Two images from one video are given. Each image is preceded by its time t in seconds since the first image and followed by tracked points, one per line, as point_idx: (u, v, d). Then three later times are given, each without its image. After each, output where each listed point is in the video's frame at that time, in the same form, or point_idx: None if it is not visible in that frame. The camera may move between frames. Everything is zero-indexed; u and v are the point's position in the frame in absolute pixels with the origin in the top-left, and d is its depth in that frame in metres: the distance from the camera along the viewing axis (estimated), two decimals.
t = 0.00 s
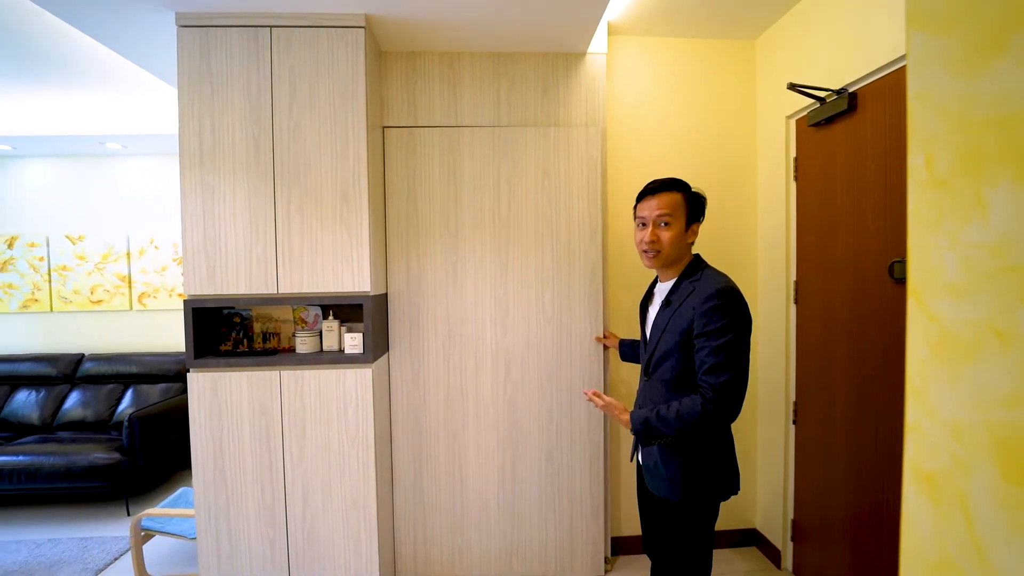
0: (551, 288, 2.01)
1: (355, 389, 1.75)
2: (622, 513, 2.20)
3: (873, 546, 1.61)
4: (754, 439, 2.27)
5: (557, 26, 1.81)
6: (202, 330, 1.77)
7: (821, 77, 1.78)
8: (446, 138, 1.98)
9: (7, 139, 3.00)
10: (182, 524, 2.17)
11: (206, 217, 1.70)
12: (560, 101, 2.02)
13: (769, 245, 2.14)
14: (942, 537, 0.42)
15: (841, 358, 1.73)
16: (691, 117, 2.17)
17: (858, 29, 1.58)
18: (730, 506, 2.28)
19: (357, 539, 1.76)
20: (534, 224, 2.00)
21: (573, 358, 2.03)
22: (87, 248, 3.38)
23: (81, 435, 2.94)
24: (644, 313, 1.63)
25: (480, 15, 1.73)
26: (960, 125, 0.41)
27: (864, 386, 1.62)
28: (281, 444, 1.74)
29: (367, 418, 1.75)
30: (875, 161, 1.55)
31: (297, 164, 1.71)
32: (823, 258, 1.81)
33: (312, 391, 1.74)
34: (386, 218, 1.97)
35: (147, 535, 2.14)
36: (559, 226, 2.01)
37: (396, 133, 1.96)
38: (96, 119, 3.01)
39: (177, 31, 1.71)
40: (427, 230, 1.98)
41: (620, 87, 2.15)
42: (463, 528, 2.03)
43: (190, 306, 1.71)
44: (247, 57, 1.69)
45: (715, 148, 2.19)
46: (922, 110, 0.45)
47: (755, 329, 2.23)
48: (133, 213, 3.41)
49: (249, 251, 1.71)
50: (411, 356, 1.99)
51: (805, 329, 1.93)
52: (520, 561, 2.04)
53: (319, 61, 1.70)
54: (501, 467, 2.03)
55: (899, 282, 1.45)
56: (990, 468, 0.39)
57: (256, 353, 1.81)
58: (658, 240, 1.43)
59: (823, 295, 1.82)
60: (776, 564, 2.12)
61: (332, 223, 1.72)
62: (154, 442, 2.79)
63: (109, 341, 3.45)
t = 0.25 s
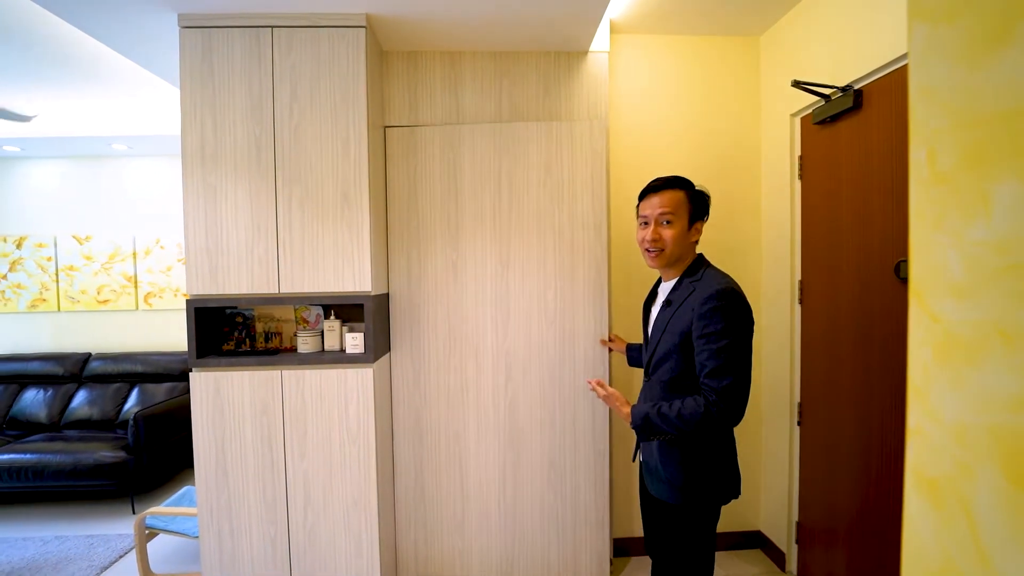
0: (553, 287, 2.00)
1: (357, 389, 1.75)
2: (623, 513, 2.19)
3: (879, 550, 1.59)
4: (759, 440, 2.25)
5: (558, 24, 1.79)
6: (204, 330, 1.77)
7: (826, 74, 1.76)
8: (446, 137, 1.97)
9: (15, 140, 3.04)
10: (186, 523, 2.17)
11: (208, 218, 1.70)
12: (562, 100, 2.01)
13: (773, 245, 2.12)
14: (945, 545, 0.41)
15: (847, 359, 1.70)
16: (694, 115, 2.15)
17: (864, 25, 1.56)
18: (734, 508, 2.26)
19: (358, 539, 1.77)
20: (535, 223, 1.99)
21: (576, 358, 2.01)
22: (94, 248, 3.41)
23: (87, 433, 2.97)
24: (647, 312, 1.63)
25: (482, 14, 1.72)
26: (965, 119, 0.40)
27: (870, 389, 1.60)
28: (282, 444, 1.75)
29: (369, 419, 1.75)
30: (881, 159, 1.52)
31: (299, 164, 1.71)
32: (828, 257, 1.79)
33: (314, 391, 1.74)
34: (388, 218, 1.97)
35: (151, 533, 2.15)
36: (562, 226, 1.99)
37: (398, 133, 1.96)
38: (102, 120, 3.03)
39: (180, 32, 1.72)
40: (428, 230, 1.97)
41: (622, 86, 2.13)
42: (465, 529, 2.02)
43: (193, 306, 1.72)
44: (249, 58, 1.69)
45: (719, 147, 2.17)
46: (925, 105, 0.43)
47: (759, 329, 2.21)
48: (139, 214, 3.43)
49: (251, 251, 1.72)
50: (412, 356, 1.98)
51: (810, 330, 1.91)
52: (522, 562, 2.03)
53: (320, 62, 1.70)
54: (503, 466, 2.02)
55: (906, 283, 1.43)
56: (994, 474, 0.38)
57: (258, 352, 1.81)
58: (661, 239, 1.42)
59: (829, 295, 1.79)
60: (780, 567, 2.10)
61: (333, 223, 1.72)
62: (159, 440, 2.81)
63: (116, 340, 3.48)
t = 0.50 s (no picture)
0: (554, 289, 1.91)
1: (359, 389, 1.75)
2: (627, 515, 2.18)
3: (886, 554, 1.56)
4: (765, 442, 2.23)
5: (561, 23, 1.79)
6: (209, 329, 1.79)
7: (833, 71, 1.73)
8: (447, 134, 1.92)
9: (27, 142, 3.09)
10: (192, 521, 2.19)
11: (212, 218, 1.72)
12: (566, 99, 2.00)
13: (780, 244, 2.10)
14: (948, 549, 0.40)
15: (854, 360, 1.68)
16: (699, 113, 2.14)
17: (870, 21, 1.54)
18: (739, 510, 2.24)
19: (361, 538, 1.77)
20: (537, 221, 1.90)
21: (580, 363, 1.92)
22: (103, 249, 3.46)
23: (96, 431, 3.01)
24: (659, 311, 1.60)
25: (484, 13, 1.71)
26: (970, 114, 0.38)
27: (877, 390, 1.57)
28: (285, 442, 1.75)
29: (372, 419, 1.75)
30: (889, 156, 1.49)
31: (302, 165, 1.72)
32: (835, 256, 1.76)
33: (317, 391, 1.75)
34: (392, 217, 1.96)
35: (158, 530, 2.17)
36: (565, 224, 1.90)
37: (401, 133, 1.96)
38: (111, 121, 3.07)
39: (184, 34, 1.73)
40: (430, 230, 1.95)
41: (626, 84, 2.12)
42: (467, 531, 2.00)
43: (197, 305, 1.73)
44: (252, 59, 1.70)
45: (724, 145, 2.14)
46: (930, 100, 0.42)
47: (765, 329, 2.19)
48: (147, 215, 3.47)
49: (255, 251, 1.73)
50: (415, 356, 1.98)
51: (817, 330, 1.89)
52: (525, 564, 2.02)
53: (323, 62, 1.71)
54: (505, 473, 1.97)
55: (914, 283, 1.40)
56: (998, 480, 0.36)
57: (262, 352, 1.82)
58: (659, 236, 1.42)
59: (836, 295, 1.77)
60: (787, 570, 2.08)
61: (337, 223, 1.73)
62: (166, 438, 2.84)
63: (125, 339, 3.53)
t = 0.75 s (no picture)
0: (552, 291, 1.80)
1: (361, 388, 1.75)
2: (631, 517, 2.16)
3: (893, 558, 1.54)
4: (770, 444, 2.20)
5: (563, 22, 1.78)
6: (212, 329, 1.80)
7: (838, 69, 1.71)
8: (447, 131, 1.88)
9: (37, 144, 3.14)
10: (197, 519, 2.21)
11: (216, 218, 1.73)
12: (568, 98, 1.99)
13: (785, 244, 2.07)
14: (949, 561, 0.36)
15: (861, 362, 1.65)
16: (703, 112, 2.12)
17: (875, 17, 1.52)
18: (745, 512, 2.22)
19: (363, 538, 1.77)
20: (535, 220, 1.81)
21: (579, 368, 1.79)
22: (112, 249, 3.50)
23: (105, 430, 3.05)
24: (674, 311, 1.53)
25: (485, 12, 1.71)
26: (972, 111, 0.34)
27: (884, 392, 1.55)
28: (287, 441, 1.76)
29: (374, 418, 1.75)
30: (895, 154, 1.47)
31: (304, 165, 1.73)
32: (841, 256, 1.74)
33: (319, 390, 1.75)
34: (394, 217, 1.95)
35: (164, 528, 2.19)
36: (564, 219, 1.79)
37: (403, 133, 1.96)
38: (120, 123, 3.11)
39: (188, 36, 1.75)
40: (430, 230, 1.92)
41: (629, 83, 2.11)
42: (464, 541, 1.94)
43: (201, 305, 1.75)
44: (255, 60, 1.71)
45: (728, 144, 2.12)
46: (928, 94, 0.38)
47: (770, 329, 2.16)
48: (155, 215, 3.51)
49: (257, 251, 1.73)
50: (415, 357, 1.95)
51: (823, 331, 1.86)
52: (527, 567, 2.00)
53: (325, 63, 1.71)
54: (502, 486, 1.89)
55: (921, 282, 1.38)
56: (997, 488, 0.33)
57: (265, 351, 1.83)
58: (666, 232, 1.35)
59: (842, 295, 1.74)
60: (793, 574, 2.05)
61: (339, 223, 1.73)
62: (173, 437, 2.87)
63: (133, 339, 3.57)
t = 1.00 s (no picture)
0: (548, 293, 1.73)
1: (361, 387, 1.75)
2: (632, 518, 2.15)
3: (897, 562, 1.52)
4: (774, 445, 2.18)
5: (563, 21, 1.77)
6: (214, 328, 1.81)
7: (842, 66, 1.69)
8: (444, 129, 1.85)
9: (44, 145, 3.17)
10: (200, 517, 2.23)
11: (218, 218, 1.74)
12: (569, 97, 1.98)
13: (789, 243, 2.05)
14: (946, 568, 0.34)
15: (865, 362, 1.63)
16: (705, 110, 2.10)
17: (879, 14, 1.50)
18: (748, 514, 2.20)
19: (363, 538, 1.78)
20: (532, 217, 1.73)
21: (575, 372, 1.71)
22: (118, 249, 3.53)
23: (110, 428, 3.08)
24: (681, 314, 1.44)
25: (485, 11, 1.70)
26: (967, 104, 0.33)
27: (888, 393, 1.53)
28: (288, 440, 1.77)
29: (374, 418, 1.76)
30: (899, 152, 1.45)
31: (305, 165, 1.73)
32: (845, 255, 1.72)
33: (320, 389, 1.76)
34: (394, 217, 1.95)
35: (167, 526, 2.21)
36: (560, 217, 1.70)
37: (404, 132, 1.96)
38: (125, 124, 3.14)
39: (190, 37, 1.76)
40: (429, 228, 1.90)
41: (631, 82, 2.10)
42: (462, 543, 1.92)
43: (203, 305, 1.76)
44: (256, 60, 1.72)
45: (731, 143, 2.11)
46: (926, 89, 0.36)
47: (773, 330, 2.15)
48: (160, 216, 3.54)
49: (259, 251, 1.74)
50: (415, 358, 1.94)
51: (827, 332, 1.84)
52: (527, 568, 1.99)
53: (325, 63, 1.71)
54: (498, 490, 1.85)
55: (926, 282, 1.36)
56: (999, 492, 0.31)
57: (266, 351, 1.84)
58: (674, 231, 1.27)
59: (846, 295, 1.72)
60: None
61: (339, 223, 1.73)
62: (177, 436, 2.89)
63: (139, 338, 3.60)
